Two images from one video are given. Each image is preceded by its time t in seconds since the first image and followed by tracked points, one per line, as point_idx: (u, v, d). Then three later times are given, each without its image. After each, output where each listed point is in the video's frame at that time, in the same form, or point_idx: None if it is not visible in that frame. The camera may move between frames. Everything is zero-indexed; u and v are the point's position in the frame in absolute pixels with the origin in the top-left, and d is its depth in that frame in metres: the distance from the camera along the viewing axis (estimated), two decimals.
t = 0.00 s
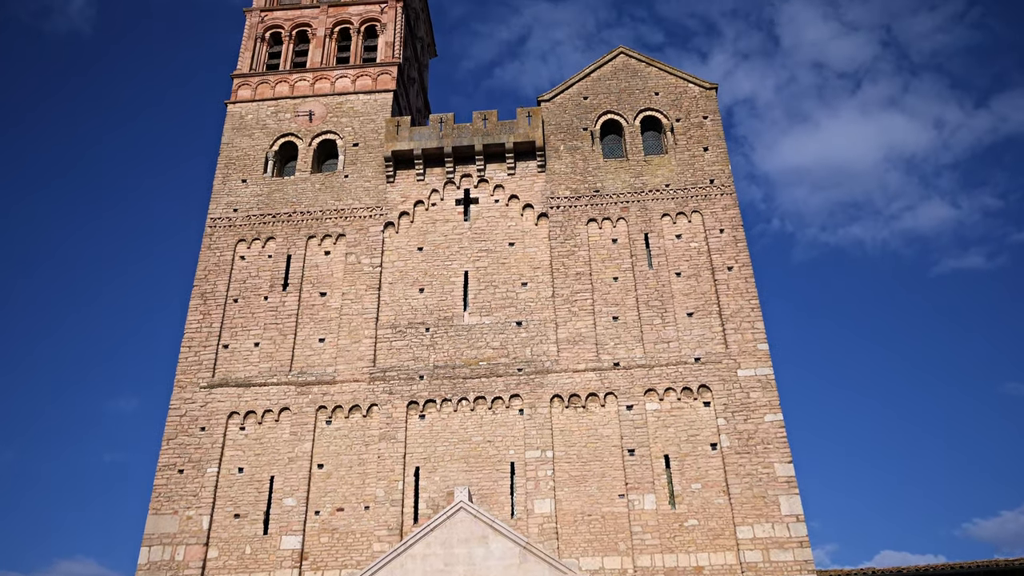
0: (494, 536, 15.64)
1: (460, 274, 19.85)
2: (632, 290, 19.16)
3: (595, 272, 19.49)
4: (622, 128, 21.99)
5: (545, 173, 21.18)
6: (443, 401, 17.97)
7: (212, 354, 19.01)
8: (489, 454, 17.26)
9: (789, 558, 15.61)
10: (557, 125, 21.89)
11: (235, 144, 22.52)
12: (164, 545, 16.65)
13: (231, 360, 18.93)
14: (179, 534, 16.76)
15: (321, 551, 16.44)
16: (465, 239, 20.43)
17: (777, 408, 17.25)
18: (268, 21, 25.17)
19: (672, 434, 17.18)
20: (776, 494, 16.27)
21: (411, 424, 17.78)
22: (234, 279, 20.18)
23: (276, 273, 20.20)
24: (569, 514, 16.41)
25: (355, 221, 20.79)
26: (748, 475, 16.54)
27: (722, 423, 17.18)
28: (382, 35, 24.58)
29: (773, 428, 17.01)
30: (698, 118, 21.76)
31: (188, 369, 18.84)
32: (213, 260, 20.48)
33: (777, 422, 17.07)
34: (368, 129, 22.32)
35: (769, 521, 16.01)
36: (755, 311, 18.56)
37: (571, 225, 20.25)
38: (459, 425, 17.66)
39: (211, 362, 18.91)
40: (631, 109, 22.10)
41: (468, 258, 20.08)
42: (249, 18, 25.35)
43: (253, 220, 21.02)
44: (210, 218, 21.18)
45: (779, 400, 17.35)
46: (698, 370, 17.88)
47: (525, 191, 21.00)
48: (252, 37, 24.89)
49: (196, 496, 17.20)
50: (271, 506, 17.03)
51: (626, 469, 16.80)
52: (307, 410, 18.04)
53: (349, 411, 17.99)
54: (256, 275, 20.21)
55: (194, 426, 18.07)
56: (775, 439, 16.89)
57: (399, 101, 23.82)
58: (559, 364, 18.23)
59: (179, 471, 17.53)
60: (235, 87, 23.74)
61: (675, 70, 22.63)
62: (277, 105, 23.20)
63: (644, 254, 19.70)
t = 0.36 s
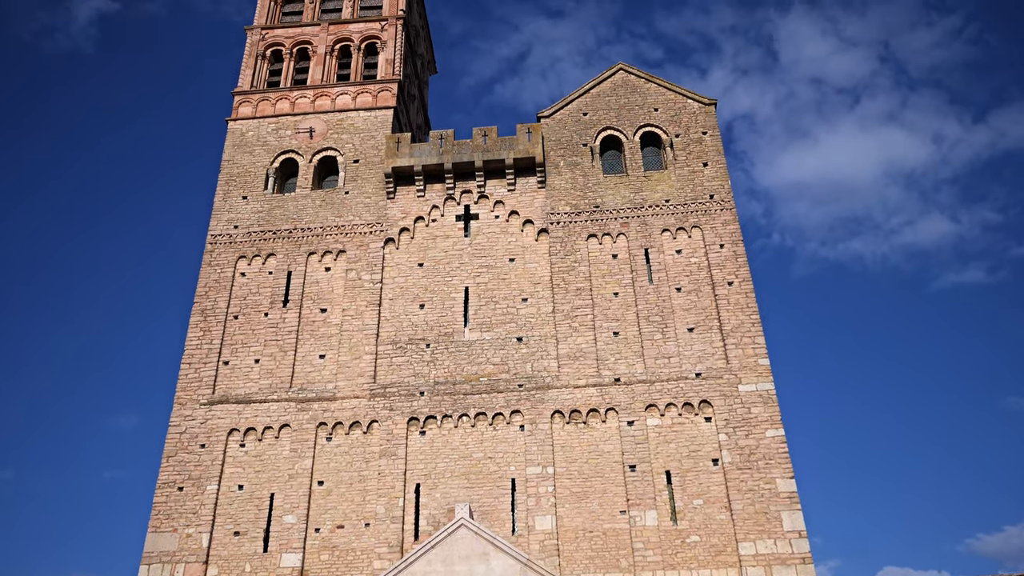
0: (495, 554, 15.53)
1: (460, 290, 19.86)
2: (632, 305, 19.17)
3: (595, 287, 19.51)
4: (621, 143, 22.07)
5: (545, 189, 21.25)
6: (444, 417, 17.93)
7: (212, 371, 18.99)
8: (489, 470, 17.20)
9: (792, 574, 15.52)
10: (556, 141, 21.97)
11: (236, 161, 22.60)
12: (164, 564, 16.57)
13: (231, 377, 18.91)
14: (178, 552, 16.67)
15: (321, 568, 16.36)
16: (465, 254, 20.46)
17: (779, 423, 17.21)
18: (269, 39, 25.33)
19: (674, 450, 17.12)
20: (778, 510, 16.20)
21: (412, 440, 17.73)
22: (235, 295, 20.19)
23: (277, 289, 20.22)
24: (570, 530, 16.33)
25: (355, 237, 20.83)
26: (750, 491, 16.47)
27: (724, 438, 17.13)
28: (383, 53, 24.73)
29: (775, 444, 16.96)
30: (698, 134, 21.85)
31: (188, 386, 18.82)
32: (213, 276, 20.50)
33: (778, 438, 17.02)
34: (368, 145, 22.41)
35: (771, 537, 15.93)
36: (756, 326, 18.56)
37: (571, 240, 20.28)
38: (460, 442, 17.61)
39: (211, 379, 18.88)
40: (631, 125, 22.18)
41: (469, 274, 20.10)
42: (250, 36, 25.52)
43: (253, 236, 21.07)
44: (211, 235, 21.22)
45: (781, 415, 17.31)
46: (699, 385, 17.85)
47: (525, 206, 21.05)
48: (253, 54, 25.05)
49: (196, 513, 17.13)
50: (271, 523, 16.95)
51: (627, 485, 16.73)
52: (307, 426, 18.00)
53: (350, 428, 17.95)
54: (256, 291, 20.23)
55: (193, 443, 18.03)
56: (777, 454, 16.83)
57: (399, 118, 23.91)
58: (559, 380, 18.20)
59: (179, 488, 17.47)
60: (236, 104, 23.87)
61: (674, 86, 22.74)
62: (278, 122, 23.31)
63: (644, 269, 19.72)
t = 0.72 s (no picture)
0: (495, 565, 15.51)
1: (460, 300, 19.86)
2: (632, 315, 19.16)
3: (595, 297, 19.51)
4: (621, 153, 22.12)
5: (544, 199, 21.28)
6: (444, 427, 17.90)
7: (212, 382, 18.97)
8: (489, 481, 17.16)
9: None
10: (556, 151, 22.02)
11: (236, 172, 22.65)
12: None
13: (230, 388, 18.89)
14: (178, 564, 16.62)
15: None
16: (465, 264, 20.48)
17: (779, 433, 17.18)
18: (269, 50, 25.42)
19: (674, 460, 17.09)
20: (779, 520, 16.15)
21: (412, 451, 17.69)
22: (234, 306, 20.19)
23: (277, 300, 20.22)
24: (571, 541, 16.27)
25: (355, 248, 20.85)
26: (751, 501, 16.42)
27: (724, 448, 17.10)
28: (382, 64, 24.82)
29: (775, 453, 16.93)
30: (697, 144, 21.91)
31: (187, 397, 18.79)
32: (213, 287, 20.51)
33: (779, 447, 16.99)
34: (368, 156, 22.46)
35: (772, 547, 15.88)
36: (755, 335, 18.55)
37: (571, 250, 20.30)
38: (460, 452, 17.57)
39: (211, 390, 18.86)
40: (630, 135, 22.24)
41: (469, 284, 20.11)
42: (250, 48, 25.62)
43: (253, 247, 21.08)
44: (211, 245, 21.24)
45: (781, 425, 17.28)
46: (700, 395, 17.83)
47: (525, 216, 21.08)
48: (253, 65, 25.13)
49: (195, 525, 17.07)
50: (271, 534, 16.90)
51: (628, 495, 16.69)
52: (306, 437, 17.96)
53: (350, 438, 17.92)
54: (256, 302, 20.23)
55: (193, 454, 17.98)
56: (777, 464, 16.80)
57: (399, 129, 23.96)
58: (559, 390, 18.18)
59: (179, 500, 17.42)
60: (236, 115, 23.94)
61: (673, 96, 22.81)
62: (278, 133, 23.37)
63: (644, 279, 19.73)
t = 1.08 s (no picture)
0: None
1: (460, 311, 19.85)
2: (632, 326, 19.15)
3: (595, 308, 19.50)
4: (620, 165, 22.16)
5: (544, 210, 21.30)
6: (443, 439, 17.85)
7: (212, 393, 18.94)
8: (489, 493, 17.10)
9: None
10: (556, 162, 22.06)
11: (236, 183, 22.68)
12: None
13: (230, 399, 18.85)
14: None
15: None
16: (465, 275, 20.48)
17: (780, 444, 17.13)
18: (270, 62, 25.52)
19: (675, 471, 17.04)
20: (779, 532, 16.08)
21: (411, 462, 17.64)
22: (234, 317, 20.19)
23: (276, 311, 20.21)
24: (571, 553, 16.20)
25: (355, 259, 20.86)
26: (751, 513, 16.36)
27: (724, 460, 17.05)
28: (382, 75, 24.90)
29: (776, 465, 16.88)
30: (696, 155, 21.95)
31: (186, 408, 18.75)
32: (213, 298, 20.50)
33: (779, 459, 16.95)
34: (368, 167, 22.50)
35: (773, 559, 15.81)
36: (755, 346, 18.53)
37: (570, 261, 20.31)
38: (459, 463, 17.52)
39: (210, 401, 18.83)
40: (630, 146, 22.28)
41: (468, 295, 20.10)
42: (251, 59, 25.72)
43: (253, 258, 21.09)
44: (211, 256, 21.25)
45: (781, 436, 17.24)
46: (700, 406, 17.79)
47: (525, 227, 21.11)
48: (254, 77, 25.22)
49: (194, 537, 17.00)
50: (270, 546, 16.84)
51: (628, 507, 16.63)
52: (305, 448, 17.92)
53: (349, 450, 17.87)
54: (256, 313, 20.23)
55: (192, 466, 17.93)
56: (778, 476, 16.75)
57: (399, 140, 24.00)
58: (559, 402, 18.14)
59: (177, 511, 17.35)
60: (236, 126, 24.01)
61: (673, 107, 22.87)
62: (278, 144, 23.42)
63: (644, 289, 19.73)
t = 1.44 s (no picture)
0: None
1: (460, 327, 19.84)
2: (632, 342, 19.13)
3: (595, 324, 19.49)
4: (620, 181, 22.21)
5: (544, 227, 21.33)
6: (443, 456, 17.79)
7: (211, 410, 18.90)
8: (490, 510, 17.01)
9: None
10: (555, 179, 22.13)
11: (237, 200, 22.73)
12: None
13: (229, 416, 18.80)
14: None
15: None
16: (465, 291, 20.49)
17: (781, 461, 17.07)
18: (270, 80, 25.66)
19: (675, 488, 16.96)
20: (781, 549, 15.99)
21: (411, 479, 17.57)
22: (234, 334, 20.17)
23: (276, 328, 20.20)
24: (571, 571, 16.10)
25: (355, 275, 20.88)
26: (753, 530, 16.27)
27: (725, 476, 16.98)
28: (383, 93, 25.02)
29: (777, 482, 16.81)
30: (695, 171, 22.01)
31: (185, 426, 18.70)
32: (213, 315, 20.50)
33: (780, 476, 16.88)
34: (368, 184, 22.56)
35: None
36: (756, 362, 18.50)
37: (570, 277, 20.32)
38: (459, 481, 17.45)
39: (209, 418, 18.78)
40: (629, 163, 22.36)
41: (468, 312, 20.10)
42: (251, 77, 25.85)
43: (253, 274, 21.11)
44: (211, 273, 21.27)
45: (782, 453, 17.18)
46: (700, 423, 17.74)
47: (525, 243, 21.14)
48: (254, 95, 25.34)
49: (192, 555, 16.91)
50: (269, 565, 16.74)
51: (629, 524, 16.54)
52: (304, 466, 17.85)
53: (348, 467, 17.80)
54: (255, 329, 20.21)
55: (190, 483, 17.85)
56: (779, 493, 16.67)
57: (399, 156, 24.08)
58: (559, 418, 18.09)
59: (176, 530, 17.26)
60: (237, 143, 24.09)
61: (671, 124, 22.95)
62: (278, 161, 23.50)
63: (643, 306, 19.73)
